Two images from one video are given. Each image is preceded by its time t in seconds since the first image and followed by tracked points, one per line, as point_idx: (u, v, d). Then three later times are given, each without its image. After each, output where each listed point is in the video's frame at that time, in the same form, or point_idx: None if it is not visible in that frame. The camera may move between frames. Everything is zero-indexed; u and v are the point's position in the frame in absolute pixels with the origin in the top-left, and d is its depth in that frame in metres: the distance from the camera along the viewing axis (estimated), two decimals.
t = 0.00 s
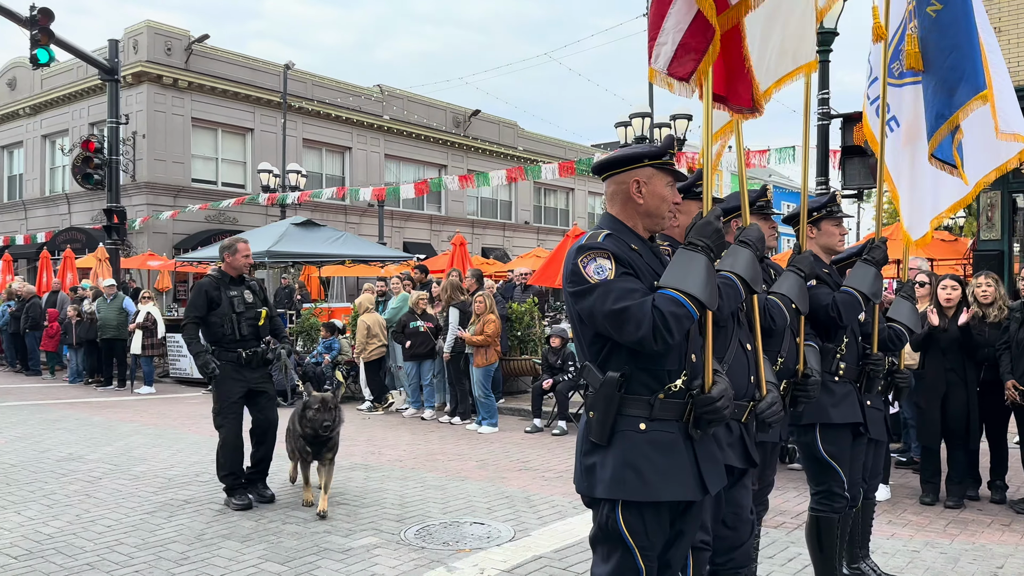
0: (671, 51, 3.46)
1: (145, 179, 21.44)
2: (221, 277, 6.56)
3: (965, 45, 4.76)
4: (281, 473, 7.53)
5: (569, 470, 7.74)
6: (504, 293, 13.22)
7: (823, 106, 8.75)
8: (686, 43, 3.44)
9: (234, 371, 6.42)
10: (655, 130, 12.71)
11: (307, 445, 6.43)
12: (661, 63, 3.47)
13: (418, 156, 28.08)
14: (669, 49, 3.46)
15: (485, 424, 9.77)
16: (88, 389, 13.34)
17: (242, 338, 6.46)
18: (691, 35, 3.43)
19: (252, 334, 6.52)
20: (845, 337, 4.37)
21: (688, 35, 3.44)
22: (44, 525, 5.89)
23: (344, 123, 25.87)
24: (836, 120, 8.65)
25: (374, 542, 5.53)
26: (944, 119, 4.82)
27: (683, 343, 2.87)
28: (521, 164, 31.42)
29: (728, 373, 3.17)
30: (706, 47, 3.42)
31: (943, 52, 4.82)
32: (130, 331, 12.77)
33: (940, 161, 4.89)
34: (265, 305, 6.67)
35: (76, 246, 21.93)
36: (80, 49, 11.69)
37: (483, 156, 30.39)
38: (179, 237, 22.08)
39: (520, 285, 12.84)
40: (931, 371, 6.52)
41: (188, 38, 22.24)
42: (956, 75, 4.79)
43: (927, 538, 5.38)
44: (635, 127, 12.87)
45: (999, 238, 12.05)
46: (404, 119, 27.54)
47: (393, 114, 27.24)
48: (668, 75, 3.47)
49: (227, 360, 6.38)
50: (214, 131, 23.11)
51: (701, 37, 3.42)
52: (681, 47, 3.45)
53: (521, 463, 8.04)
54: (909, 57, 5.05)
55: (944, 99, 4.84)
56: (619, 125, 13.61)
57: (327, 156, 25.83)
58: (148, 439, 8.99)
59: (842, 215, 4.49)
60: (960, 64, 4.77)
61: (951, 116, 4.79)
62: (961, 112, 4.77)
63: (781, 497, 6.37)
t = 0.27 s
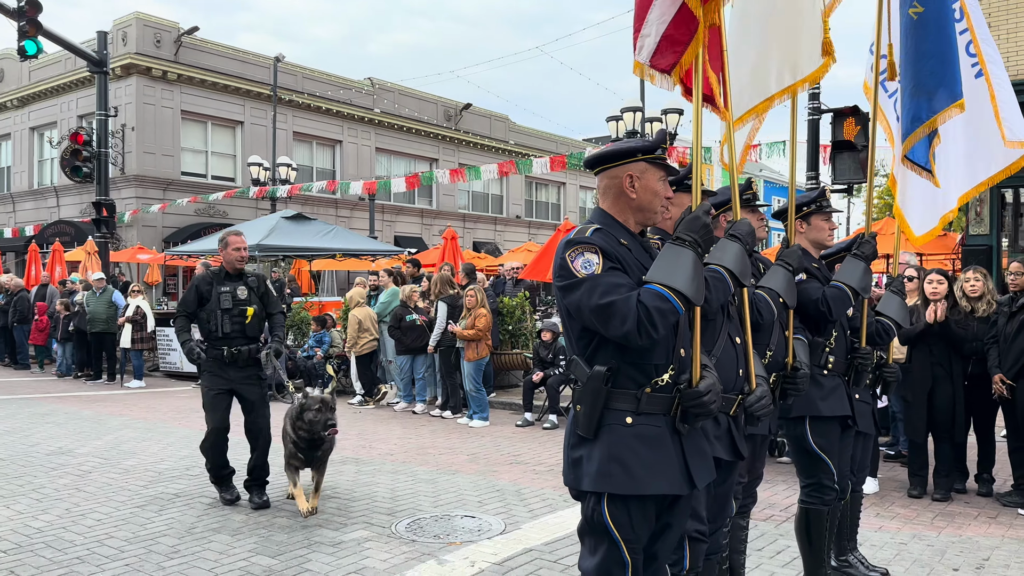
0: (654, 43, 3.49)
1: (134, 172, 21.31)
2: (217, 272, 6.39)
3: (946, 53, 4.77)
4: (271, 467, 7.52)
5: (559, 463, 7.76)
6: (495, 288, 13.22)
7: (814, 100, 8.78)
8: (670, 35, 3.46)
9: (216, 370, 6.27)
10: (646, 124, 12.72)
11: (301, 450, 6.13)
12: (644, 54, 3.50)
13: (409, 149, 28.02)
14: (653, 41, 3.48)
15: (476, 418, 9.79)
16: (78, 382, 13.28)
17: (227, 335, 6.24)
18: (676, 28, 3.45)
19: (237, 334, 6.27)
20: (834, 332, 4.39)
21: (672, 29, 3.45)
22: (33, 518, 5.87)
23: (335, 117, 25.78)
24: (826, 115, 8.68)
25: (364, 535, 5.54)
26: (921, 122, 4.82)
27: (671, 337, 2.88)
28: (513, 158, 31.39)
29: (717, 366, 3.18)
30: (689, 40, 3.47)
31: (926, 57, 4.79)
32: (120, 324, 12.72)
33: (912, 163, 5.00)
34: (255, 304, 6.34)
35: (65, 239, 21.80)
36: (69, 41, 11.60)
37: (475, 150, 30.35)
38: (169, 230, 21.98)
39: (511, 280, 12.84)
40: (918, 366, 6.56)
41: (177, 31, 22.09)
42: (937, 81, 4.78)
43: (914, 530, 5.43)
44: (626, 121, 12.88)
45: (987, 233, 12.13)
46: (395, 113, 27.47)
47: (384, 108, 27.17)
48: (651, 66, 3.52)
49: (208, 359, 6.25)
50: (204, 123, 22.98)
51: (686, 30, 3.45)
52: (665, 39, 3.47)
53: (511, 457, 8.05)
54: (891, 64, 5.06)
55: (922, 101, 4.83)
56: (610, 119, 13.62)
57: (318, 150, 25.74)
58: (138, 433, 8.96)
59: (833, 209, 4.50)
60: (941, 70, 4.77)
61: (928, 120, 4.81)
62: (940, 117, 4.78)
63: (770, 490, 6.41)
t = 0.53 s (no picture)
0: (649, 34, 3.50)
1: (132, 166, 21.28)
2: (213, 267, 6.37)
3: (933, 54, 4.74)
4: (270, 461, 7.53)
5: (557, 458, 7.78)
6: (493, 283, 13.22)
7: (812, 95, 8.78)
8: (664, 29, 3.50)
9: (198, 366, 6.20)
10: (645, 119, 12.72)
11: (297, 454, 5.74)
12: (636, 46, 3.51)
13: (407, 144, 27.99)
14: (646, 33, 3.50)
15: (474, 412, 9.81)
16: (76, 377, 13.29)
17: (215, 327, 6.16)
18: (670, 23, 3.49)
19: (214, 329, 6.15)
20: (831, 326, 4.40)
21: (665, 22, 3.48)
22: (33, 512, 5.88)
23: (333, 111, 25.74)
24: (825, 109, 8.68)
25: (363, 529, 5.56)
26: (904, 122, 4.82)
27: (667, 332, 2.89)
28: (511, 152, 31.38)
29: (715, 360, 3.20)
30: (681, 35, 3.52)
31: (916, 57, 4.76)
32: (118, 319, 12.71)
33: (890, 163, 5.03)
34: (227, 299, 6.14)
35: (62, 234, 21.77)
36: (66, 35, 11.56)
37: (473, 144, 30.33)
38: (166, 225, 21.97)
39: (510, 274, 12.84)
40: (914, 359, 6.60)
41: (175, 24, 22.02)
42: (923, 84, 4.75)
43: (910, 524, 5.45)
44: (624, 116, 12.87)
45: (985, 228, 12.17)
46: (393, 107, 27.43)
47: (382, 102, 27.14)
48: (642, 58, 3.53)
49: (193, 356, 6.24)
50: (202, 118, 22.94)
51: (679, 24, 3.50)
52: (659, 33, 3.51)
53: (510, 451, 8.07)
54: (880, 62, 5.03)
55: (907, 102, 4.80)
56: (609, 113, 13.61)
57: (316, 144, 25.70)
58: (137, 427, 8.97)
59: (832, 204, 4.51)
60: (927, 71, 4.75)
61: (911, 122, 4.80)
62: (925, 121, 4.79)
63: (767, 484, 6.43)
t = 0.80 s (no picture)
0: (652, 27, 3.50)
1: (134, 161, 21.28)
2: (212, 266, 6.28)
3: (928, 54, 4.76)
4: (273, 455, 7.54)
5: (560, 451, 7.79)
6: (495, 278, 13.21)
7: (815, 88, 8.76)
8: (667, 21, 3.48)
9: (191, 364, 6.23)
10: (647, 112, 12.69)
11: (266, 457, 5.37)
12: (638, 38, 3.51)
13: (409, 138, 27.97)
14: (649, 25, 3.50)
15: (476, 407, 9.82)
16: (80, 371, 13.31)
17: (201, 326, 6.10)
18: (673, 15, 3.46)
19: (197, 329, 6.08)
20: (836, 319, 4.39)
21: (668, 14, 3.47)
22: (37, 506, 5.90)
23: (335, 105, 25.73)
24: (828, 103, 8.66)
25: (366, 522, 5.57)
26: (897, 120, 4.83)
27: (671, 324, 2.89)
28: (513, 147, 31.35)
29: (721, 352, 3.20)
30: (685, 27, 3.49)
31: (912, 56, 4.78)
32: (121, 313, 12.72)
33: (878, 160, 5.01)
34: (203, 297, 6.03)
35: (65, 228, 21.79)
36: (68, 29, 11.56)
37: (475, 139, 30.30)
38: (169, 219, 21.98)
39: (512, 269, 12.83)
40: (917, 354, 6.58)
41: (177, 19, 22.01)
42: (918, 83, 4.77)
43: (913, 518, 5.46)
44: (627, 110, 12.85)
45: (989, 221, 12.15)
46: (395, 101, 27.41)
47: (384, 97, 27.12)
48: (644, 50, 3.52)
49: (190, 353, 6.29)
50: (204, 112, 22.93)
51: (683, 16, 3.48)
52: (662, 25, 3.50)
53: (513, 445, 8.08)
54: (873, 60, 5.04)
55: (900, 100, 4.82)
56: (611, 107, 13.60)
57: (318, 139, 25.69)
58: (140, 421, 8.99)
59: (836, 197, 4.50)
60: (922, 71, 4.76)
61: (904, 119, 4.82)
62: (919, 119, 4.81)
63: (770, 478, 6.43)
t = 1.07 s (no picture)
0: (660, 19, 3.43)
1: (141, 155, 21.33)
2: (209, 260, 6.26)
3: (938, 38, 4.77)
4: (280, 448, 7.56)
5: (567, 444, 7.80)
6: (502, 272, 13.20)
7: (823, 81, 8.72)
8: (676, 13, 3.42)
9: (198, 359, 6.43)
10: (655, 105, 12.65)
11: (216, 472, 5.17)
12: (647, 30, 3.45)
13: (415, 132, 27.94)
14: (657, 17, 3.43)
15: (484, 400, 9.82)
16: (88, 365, 13.37)
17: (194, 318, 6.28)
18: (682, 7, 3.41)
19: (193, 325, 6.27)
20: (845, 311, 4.37)
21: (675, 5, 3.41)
22: (46, 499, 5.93)
23: (341, 99, 25.73)
24: (837, 95, 8.62)
25: (374, 515, 5.59)
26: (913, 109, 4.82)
27: (680, 316, 2.88)
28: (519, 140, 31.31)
29: (730, 344, 3.20)
30: (693, 19, 3.45)
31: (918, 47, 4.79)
32: (128, 307, 12.76)
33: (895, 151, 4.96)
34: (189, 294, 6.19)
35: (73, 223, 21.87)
36: (76, 24, 11.58)
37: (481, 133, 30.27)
38: (176, 214, 22.04)
39: (519, 263, 12.81)
40: (926, 347, 6.55)
41: (183, 13, 22.01)
42: (926, 73, 4.79)
43: (922, 511, 5.45)
44: (633, 102, 12.81)
45: (998, 214, 12.10)
46: (401, 95, 27.40)
47: (390, 91, 27.10)
48: (652, 42, 3.47)
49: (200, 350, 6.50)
50: (210, 107, 22.95)
51: (690, 9, 3.43)
52: (671, 17, 3.43)
53: (519, 439, 8.07)
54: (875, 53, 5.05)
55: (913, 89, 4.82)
56: (618, 100, 13.57)
57: (324, 133, 25.71)
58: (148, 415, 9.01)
59: (845, 189, 4.47)
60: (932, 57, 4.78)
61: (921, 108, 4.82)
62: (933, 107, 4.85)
63: (778, 472, 6.43)
